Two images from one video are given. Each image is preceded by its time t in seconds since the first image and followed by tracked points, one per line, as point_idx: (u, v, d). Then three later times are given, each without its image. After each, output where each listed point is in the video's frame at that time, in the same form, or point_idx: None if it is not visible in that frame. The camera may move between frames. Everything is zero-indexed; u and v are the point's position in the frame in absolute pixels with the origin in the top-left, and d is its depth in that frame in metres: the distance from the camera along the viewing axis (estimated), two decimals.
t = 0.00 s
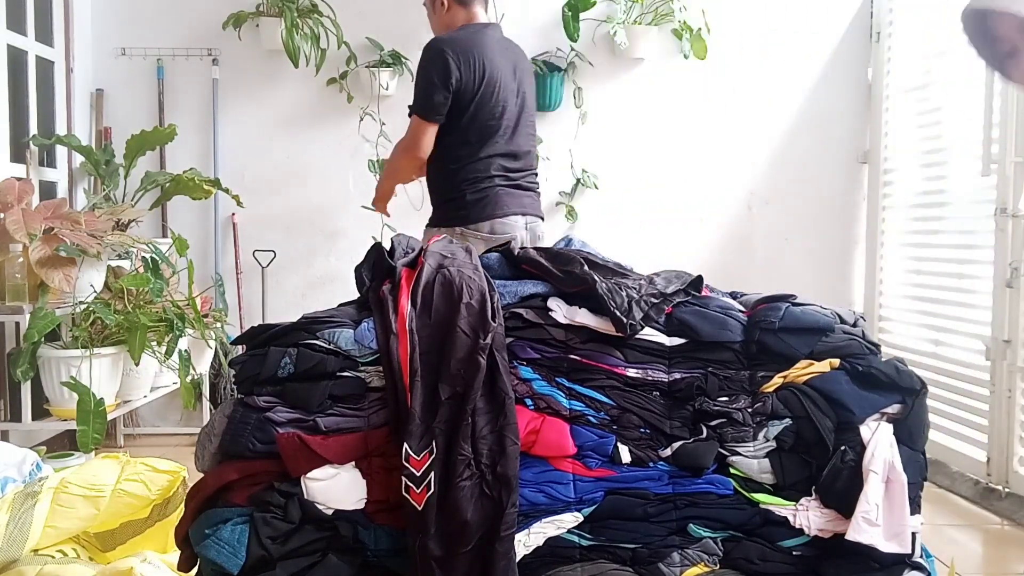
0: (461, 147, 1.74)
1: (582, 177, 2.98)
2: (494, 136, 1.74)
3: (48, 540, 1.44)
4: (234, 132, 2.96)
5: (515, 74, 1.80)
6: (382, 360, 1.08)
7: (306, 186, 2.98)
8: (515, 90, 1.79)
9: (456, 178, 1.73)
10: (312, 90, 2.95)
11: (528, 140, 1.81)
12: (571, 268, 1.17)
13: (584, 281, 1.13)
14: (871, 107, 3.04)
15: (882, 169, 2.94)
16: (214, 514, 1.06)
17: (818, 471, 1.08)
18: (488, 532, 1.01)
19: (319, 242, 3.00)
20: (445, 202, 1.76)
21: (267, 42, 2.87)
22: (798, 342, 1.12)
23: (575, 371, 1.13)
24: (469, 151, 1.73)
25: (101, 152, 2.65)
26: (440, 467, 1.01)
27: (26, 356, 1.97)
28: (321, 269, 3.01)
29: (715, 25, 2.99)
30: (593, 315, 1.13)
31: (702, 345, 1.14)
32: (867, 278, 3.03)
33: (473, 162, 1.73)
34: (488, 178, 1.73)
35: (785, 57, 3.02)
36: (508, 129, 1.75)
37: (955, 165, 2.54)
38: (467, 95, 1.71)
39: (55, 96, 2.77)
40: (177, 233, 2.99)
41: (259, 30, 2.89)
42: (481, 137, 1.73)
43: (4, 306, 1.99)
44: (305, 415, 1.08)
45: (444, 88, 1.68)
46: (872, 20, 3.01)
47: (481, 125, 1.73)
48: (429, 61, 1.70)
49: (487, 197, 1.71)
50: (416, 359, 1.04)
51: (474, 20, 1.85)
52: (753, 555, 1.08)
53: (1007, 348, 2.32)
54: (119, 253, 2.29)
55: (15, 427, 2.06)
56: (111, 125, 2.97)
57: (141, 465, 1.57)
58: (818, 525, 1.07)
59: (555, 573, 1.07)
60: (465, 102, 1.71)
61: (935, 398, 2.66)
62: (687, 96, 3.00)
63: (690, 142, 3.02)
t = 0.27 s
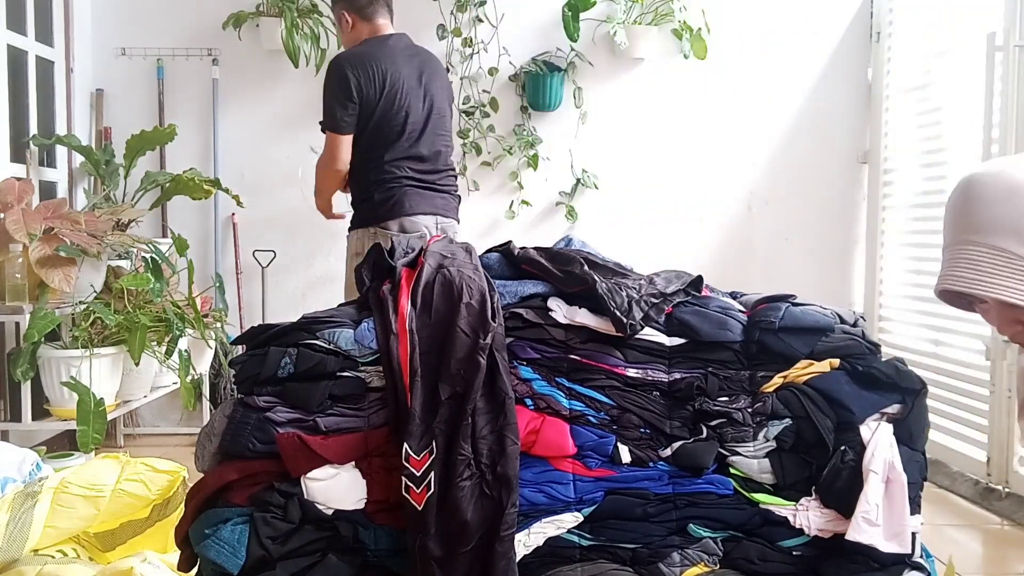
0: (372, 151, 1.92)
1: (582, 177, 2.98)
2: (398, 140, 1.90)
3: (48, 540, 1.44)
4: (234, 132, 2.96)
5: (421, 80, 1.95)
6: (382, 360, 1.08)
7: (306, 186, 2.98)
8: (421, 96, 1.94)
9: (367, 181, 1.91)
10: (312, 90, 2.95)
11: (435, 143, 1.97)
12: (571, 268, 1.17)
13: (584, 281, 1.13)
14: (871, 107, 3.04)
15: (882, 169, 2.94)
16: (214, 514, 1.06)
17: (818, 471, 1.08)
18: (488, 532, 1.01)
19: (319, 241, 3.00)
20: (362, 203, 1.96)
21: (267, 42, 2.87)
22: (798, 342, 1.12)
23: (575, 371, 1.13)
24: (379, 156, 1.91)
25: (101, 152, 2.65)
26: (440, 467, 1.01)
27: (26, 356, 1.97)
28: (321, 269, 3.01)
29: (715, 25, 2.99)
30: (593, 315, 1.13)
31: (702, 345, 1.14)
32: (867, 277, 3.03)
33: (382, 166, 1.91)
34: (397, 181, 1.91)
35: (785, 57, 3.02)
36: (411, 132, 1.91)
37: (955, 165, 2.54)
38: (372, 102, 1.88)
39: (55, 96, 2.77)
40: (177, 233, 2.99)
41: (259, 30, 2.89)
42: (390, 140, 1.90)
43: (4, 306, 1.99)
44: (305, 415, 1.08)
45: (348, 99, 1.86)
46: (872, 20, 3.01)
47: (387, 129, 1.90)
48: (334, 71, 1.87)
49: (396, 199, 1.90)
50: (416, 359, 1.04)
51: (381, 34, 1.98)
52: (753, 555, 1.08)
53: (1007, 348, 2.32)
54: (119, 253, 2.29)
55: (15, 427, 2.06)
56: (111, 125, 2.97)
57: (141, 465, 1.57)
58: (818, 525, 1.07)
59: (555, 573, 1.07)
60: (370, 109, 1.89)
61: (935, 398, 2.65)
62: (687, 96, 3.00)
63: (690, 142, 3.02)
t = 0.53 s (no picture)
0: (354, 158, 2.19)
1: (582, 177, 2.98)
2: (376, 145, 2.20)
3: (48, 540, 1.45)
4: (234, 132, 2.96)
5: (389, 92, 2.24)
6: (382, 360, 1.08)
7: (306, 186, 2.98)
8: (392, 104, 2.25)
9: (357, 183, 2.18)
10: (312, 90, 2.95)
11: (408, 145, 2.28)
12: (571, 268, 1.17)
13: (584, 281, 1.13)
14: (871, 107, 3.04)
15: (881, 169, 2.94)
16: (214, 514, 1.06)
17: (818, 471, 1.08)
18: (488, 532, 1.01)
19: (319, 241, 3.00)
20: (348, 207, 2.21)
21: (267, 42, 2.86)
22: (798, 342, 1.12)
23: (575, 370, 1.13)
24: (361, 160, 2.19)
25: (101, 153, 2.65)
26: (440, 467, 1.01)
27: (26, 356, 1.97)
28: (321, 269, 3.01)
29: (715, 25, 2.99)
30: (593, 315, 1.13)
31: (702, 345, 1.14)
32: (867, 277, 3.03)
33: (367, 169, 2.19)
34: (384, 182, 2.20)
35: (785, 57, 3.02)
36: (389, 136, 2.22)
37: (955, 165, 2.54)
38: (346, 114, 2.17)
39: (55, 96, 2.77)
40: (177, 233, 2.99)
41: (259, 30, 2.89)
42: (369, 147, 2.19)
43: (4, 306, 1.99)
44: (305, 415, 1.08)
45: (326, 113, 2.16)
46: (872, 20, 3.01)
47: (365, 137, 2.20)
48: (308, 91, 2.16)
49: (390, 195, 2.18)
50: (416, 359, 1.04)
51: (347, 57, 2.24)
52: (753, 555, 1.08)
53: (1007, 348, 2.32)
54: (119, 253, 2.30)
55: (15, 427, 2.06)
56: (111, 125, 2.97)
57: (141, 465, 1.57)
58: (818, 525, 1.07)
59: (555, 573, 1.07)
60: (348, 119, 2.18)
61: (935, 398, 2.65)
62: (686, 96, 3.00)
63: (690, 142, 3.02)
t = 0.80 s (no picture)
0: (314, 169, 2.24)
1: (582, 177, 2.98)
2: (331, 149, 2.23)
3: (48, 540, 1.45)
4: (234, 133, 2.96)
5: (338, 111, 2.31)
6: (382, 360, 1.08)
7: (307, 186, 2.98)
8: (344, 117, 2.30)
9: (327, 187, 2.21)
10: (312, 90, 2.95)
11: (372, 148, 2.30)
12: (571, 268, 1.17)
13: (584, 281, 1.13)
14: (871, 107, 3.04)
15: (882, 168, 2.94)
16: (214, 514, 1.06)
17: (818, 471, 1.08)
18: (488, 532, 1.01)
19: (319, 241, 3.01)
20: (326, 212, 2.24)
21: (267, 42, 2.87)
22: (798, 342, 1.12)
23: (575, 370, 1.13)
24: (322, 166, 2.23)
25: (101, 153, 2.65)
26: (439, 467, 1.01)
27: (26, 357, 1.97)
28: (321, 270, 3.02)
29: (715, 25, 2.99)
30: (593, 315, 1.13)
31: (703, 345, 1.14)
32: (866, 278, 3.03)
33: (332, 175, 2.22)
34: (355, 181, 2.21)
35: (785, 56, 3.02)
36: (343, 137, 2.24)
37: (955, 165, 2.54)
38: (295, 132, 2.24)
39: (55, 96, 2.77)
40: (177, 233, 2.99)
41: (259, 30, 2.89)
42: (325, 153, 2.22)
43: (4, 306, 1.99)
44: (305, 415, 1.08)
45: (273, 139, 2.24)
46: (872, 20, 3.01)
47: (320, 143, 2.24)
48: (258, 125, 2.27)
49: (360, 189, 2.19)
50: (416, 359, 1.04)
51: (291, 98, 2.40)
52: (753, 555, 1.08)
53: (1007, 348, 2.32)
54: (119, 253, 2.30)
55: (15, 427, 2.06)
56: (111, 125, 2.97)
57: (141, 464, 1.57)
58: (818, 525, 1.07)
59: (555, 573, 1.07)
60: (299, 136, 2.24)
61: (935, 398, 2.65)
62: (686, 96, 3.00)
63: (689, 142, 3.02)
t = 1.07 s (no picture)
0: (294, 166, 2.24)
1: (582, 177, 2.98)
2: (311, 146, 2.22)
3: (48, 540, 1.45)
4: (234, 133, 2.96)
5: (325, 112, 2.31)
6: (382, 360, 1.08)
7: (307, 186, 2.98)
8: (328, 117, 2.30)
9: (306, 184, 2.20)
10: (312, 90, 2.95)
11: (356, 146, 2.29)
12: (571, 268, 1.17)
13: (584, 281, 1.13)
14: (871, 107, 3.04)
15: (882, 168, 2.94)
16: (214, 514, 1.06)
17: (818, 471, 1.08)
18: (488, 532, 1.01)
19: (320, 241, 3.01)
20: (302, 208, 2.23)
21: (267, 42, 2.87)
22: (798, 342, 1.12)
23: (575, 371, 1.13)
24: (301, 163, 2.22)
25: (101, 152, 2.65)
26: (439, 467, 1.01)
27: (26, 357, 1.97)
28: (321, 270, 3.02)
29: (715, 25, 2.99)
30: (593, 315, 1.13)
31: (703, 345, 1.14)
32: (866, 278, 3.03)
33: (311, 172, 2.21)
34: (333, 177, 2.20)
35: (785, 56, 3.02)
36: (323, 135, 2.22)
37: (955, 165, 2.54)
38: (275, 129, 2.24)
39: (55, 96, 2.77)
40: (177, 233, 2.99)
41: (259, 30, 2.89)
42: (304, 150, 2.22)
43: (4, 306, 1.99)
44: (305, 415, 1.08)
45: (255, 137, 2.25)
46: (872, 20, 3.01)
47: (300, 140, 2.23)
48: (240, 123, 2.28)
49: (334, 186, 2.17)
50: (416, 359, 1.04)
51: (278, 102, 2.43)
52: (753, 555, 1.08)
53: (1007, 348, 2.32)
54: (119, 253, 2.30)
55: (15, 427, 2.06)
56: (111, 124, 2.97)
57: (141, 465, 1.57)
58: (818, 525, 1.07)
59: (555, 573, 1.07)
60: (279, 134, 2.24)
61: (935, 398, 2.65)
62: (686, 96, 3.00)
63: (689, 141, 3.02)
